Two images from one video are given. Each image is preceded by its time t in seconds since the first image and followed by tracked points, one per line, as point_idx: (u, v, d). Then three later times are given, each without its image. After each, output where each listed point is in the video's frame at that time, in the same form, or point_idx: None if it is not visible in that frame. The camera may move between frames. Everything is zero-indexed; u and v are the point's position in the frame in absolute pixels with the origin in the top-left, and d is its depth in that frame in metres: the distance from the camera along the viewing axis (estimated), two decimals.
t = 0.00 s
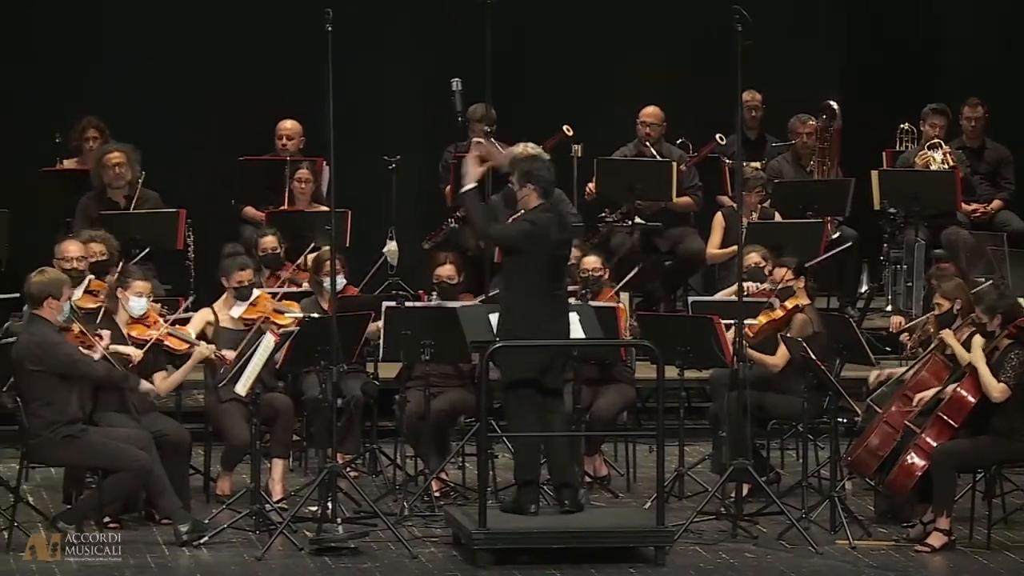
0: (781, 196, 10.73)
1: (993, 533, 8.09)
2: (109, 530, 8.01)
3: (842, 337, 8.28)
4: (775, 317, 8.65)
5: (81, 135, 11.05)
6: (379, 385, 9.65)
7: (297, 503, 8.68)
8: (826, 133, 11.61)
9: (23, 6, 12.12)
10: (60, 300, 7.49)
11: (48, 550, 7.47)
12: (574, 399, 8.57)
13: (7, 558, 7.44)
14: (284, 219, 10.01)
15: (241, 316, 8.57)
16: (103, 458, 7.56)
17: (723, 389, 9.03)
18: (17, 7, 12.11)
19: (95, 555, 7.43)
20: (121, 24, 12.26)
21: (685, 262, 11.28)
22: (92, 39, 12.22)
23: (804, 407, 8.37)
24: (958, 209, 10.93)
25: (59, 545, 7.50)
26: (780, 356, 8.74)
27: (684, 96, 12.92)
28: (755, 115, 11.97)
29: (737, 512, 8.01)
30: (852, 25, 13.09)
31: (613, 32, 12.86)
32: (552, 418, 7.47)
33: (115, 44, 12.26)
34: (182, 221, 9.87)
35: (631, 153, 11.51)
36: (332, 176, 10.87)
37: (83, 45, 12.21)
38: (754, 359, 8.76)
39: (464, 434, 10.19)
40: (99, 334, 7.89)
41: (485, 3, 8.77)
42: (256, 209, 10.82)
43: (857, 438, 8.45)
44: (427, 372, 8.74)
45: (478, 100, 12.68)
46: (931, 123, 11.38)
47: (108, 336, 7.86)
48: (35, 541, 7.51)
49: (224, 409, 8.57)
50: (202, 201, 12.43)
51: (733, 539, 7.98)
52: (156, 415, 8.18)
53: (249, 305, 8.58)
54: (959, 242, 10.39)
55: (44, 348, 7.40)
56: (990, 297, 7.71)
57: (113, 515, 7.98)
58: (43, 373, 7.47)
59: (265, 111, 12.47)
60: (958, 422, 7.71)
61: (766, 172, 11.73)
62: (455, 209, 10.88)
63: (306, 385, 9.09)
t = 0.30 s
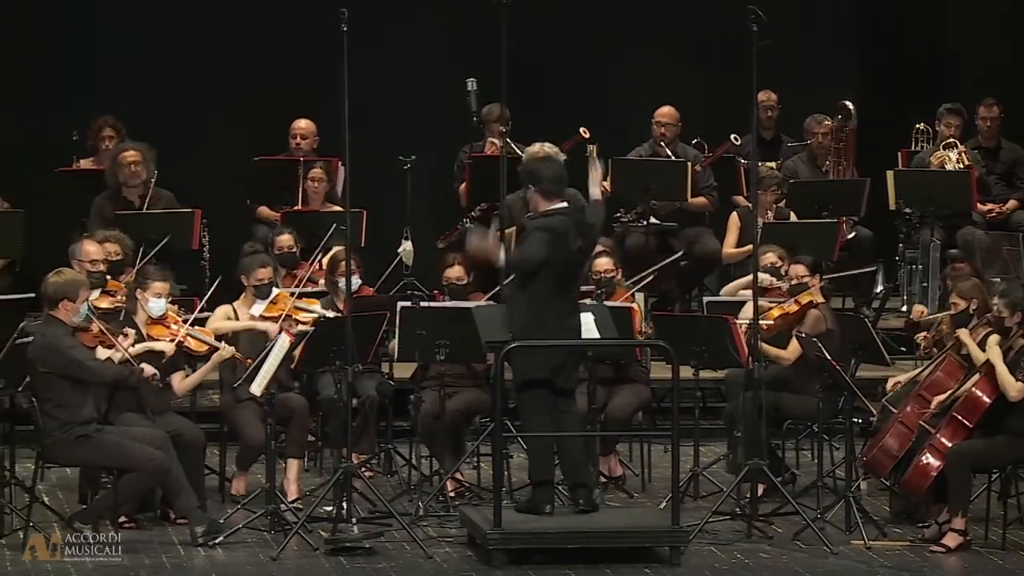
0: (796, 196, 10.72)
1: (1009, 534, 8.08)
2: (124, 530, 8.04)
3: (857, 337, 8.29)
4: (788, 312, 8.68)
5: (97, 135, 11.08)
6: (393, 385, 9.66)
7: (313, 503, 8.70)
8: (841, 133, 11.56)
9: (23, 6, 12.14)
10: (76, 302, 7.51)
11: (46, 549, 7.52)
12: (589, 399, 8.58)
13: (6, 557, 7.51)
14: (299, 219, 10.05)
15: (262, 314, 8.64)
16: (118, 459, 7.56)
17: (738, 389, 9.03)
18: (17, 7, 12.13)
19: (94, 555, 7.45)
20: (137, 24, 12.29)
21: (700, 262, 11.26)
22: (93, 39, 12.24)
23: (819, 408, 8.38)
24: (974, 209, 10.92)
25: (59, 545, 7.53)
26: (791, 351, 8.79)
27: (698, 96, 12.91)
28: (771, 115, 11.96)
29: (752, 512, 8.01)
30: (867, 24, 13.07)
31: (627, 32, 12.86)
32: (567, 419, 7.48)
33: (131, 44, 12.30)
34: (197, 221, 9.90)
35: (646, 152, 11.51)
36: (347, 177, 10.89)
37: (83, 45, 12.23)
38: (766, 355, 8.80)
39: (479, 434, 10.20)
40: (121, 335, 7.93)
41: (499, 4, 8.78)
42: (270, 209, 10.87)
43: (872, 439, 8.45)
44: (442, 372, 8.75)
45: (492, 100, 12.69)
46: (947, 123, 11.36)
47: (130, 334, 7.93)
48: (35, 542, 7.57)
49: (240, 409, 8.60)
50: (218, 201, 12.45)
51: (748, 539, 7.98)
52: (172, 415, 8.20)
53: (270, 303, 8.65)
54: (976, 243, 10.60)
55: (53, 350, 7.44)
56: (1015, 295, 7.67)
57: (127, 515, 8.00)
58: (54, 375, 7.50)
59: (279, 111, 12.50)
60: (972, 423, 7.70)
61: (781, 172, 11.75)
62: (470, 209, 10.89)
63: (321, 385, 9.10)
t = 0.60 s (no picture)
0: (812, 196, 10.70)
1: None
2: (140, 530, 8.07)
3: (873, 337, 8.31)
4: (799, 315, 8.65)
5: (113, 134, 11.12)
6: (408, 385, 9.68)
7: (328, 503, 8.71)
8: (857, 134, 11.64)
9: (22, 6, 12.16)
10: (101, 305, 7.54)
11: (48, 549, 7.56)
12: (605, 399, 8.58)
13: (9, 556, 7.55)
14: (314, 219, 10.03)
15: (278, 317, 8.63)
16: (133, 459, 7.57)
17: (754, 389, 9.02)
18: (16, 7, 12.15)
19: (95, 555, 7.48)
20: (153, 24, 12.33)
21: (716, 263, 11.28)
22: (92, 38, 12.26)
23: (835, 408, 8.37)
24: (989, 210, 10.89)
25: (59, 545, 7.56)
26: (807, 353, 8.73)
27: (713, 96, 12.91)
28: (787, 115, 11.93)
29: (768, 513, 8.01)
30: (882, 25, 13.06)
31: (641, 32, 12.85)
32: (581, 419, 7.49)
33: (147, 44, 12.33)
34: (213, 221, 9.88)
35: (661, 152, 11.51)
36: (362, 177, 10.91)
37: (81, 44, 12.25)
38: (781, 359, 8.73)
39: (494, 434, 10.22)
40: (138, 346, 7.92)
41: (514, 4, 8.80)
42: (283, 210, 10.86)
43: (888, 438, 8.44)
44: (457, 372, 8.77)
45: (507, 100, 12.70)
46: (962, 123, 11.34)
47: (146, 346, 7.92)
48: (35, 542, 7.61)
49: (256, 409, 8.62)
50: (233, 201, 12.48)
51: (763, 539, 7.98)
52: (187, 415, 8.23)
53: (286, 306, 8.64)
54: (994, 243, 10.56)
55: (75, 350, 7.46)
56: None
57: (143, 514, 8.03)
58: (72, 374, 7.53)
59: (295, 111, 12.52)
60: (988, 423, 7.70)
61: (796, 172, 11.69)
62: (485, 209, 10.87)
63: (337, 385, 9.12)
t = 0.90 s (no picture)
0: (825, 196, 10.69)
1: None
2: (153, 529, 8.09)
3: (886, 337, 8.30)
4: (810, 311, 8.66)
5: (125, 134, 11.14)
6: (421, 385, 9.68)
7: (341, 503, 8.73)
8: (869, 134, 11.58)
9: (22, 6, 12.13)
10: (110, 302, 7.56)
11: (47, 550, 7.48)
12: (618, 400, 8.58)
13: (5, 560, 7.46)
14: (328, 220, 10.07)
15: (288, 316, 8.68)
16: (147, 458, 7.59)
17: (766, 389, 9.02)
18: (16, 7, 12.12)
19: (93, 555, 7.47)
20: (165, 24, 12.35)
21: (729, 263, 11.26)
22: (92, 38, 12.25)
23: (847, 408, 8.38)
24: (1002, 210, 10.87)
25: (58, 544, 7.52)
26: (817, 350, 8.76)
27: (725, 96, 12.91)
28: (800, 115, 11.92)
29: (781, 513, 8.01)
30: (895, 24, 13.04)
31: (653, 31, 12.85)
32: (594, 419, 7.50)
33: (158, 44, 12.36)
34: (227, 221, 9.93)
35: (675, 152, 11.52)
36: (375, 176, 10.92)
37: (82, 44, 12.24)
38: (793, 357, 8.76)
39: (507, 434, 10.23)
40: (146, 334, 8.01)
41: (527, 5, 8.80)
42: (290, 215, 10.94)
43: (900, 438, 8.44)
44: (470, 372, 8.77)
45: (520, 100, 12.71)
46: (976, 123, 11.33)
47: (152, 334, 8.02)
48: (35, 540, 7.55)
49: (269, 409, 8.64)
50: (246, 201, 12.50)
51: (776, 539, 7.98)
52: (199, 414, 8.26)
53: (295, 304, 8.68)
54: (1005, 243, 10.69)
55: (87, 349, 7.48)
56: None
57: (156, 514, 8.05)
58: (85, 375, 7.54)
59: (307, 110, 12.54)
60: (1001, 423, 7.71)
61: (809, 172, 11.67)
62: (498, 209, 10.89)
63: (349, 384, 9.13)
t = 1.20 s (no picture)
0: (838, 196, 10.68)
1: None
2: (166, 529, 8.11)
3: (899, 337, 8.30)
4: (826, 312, 8.64)
5: (136, 134, 11.17)
6: (434, 385, 9.68)
7: (354, 503, 8.74)
8: (883, 134, 11.58)
9: (23, 7, 12.15)
10: (125, 303, 7.58)
11: (47, 550, 7.56)
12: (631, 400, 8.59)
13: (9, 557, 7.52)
14: (343, 219, 10.08)
15: (302, 315, 8.68)
16: (160, 459, 7.59)
17: (780, 389, 9.02)
18: (17, 7, 12.14)
19: (93, 555, 7.52)
20: (178, 24, 12.38)
21: (742, 262, 11.26)
22: (106, 39, 12.28)
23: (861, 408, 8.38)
24: (1016, 210, 10.86)
25: (59, 545, 7.60)
26: (831, 351, 8.70)
27: (738, 97, 12.90)
28: (813, 115, 11.92)
29: (794, 513, 8.01)
30: (908, 25, 13.03)
31: (666, 32, 12.86)
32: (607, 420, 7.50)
33: (172, 43, 12.38)
34: (240, 221, 9.94)
35: (689, 152, 11.52)
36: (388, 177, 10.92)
37: (94, 45, 12.26)
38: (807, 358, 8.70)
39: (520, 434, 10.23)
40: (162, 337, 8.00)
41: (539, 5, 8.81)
42: (300, 216, 11.02)
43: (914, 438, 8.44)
44: (483, 372, 8.78)
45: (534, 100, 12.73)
46: (989, 124, 11.32)
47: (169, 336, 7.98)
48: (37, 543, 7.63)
49: (282, 409, 8.66)
50: (259, 201, 12.52)
51: (790, 539, 7.98)
52: (213, 414, 8.28)
53: (309, 303, 8.68)
54: (1019, 243, 10.67)
55: (101, 351, 7.51)
56: None
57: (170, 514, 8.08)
58: (98, 375, 7.56)
59: (320, 110, 12.56)
60: (1014, 424, 7.65)
61: (823, 172, 11.69)
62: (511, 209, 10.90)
63: (362, 384, 9.15)
